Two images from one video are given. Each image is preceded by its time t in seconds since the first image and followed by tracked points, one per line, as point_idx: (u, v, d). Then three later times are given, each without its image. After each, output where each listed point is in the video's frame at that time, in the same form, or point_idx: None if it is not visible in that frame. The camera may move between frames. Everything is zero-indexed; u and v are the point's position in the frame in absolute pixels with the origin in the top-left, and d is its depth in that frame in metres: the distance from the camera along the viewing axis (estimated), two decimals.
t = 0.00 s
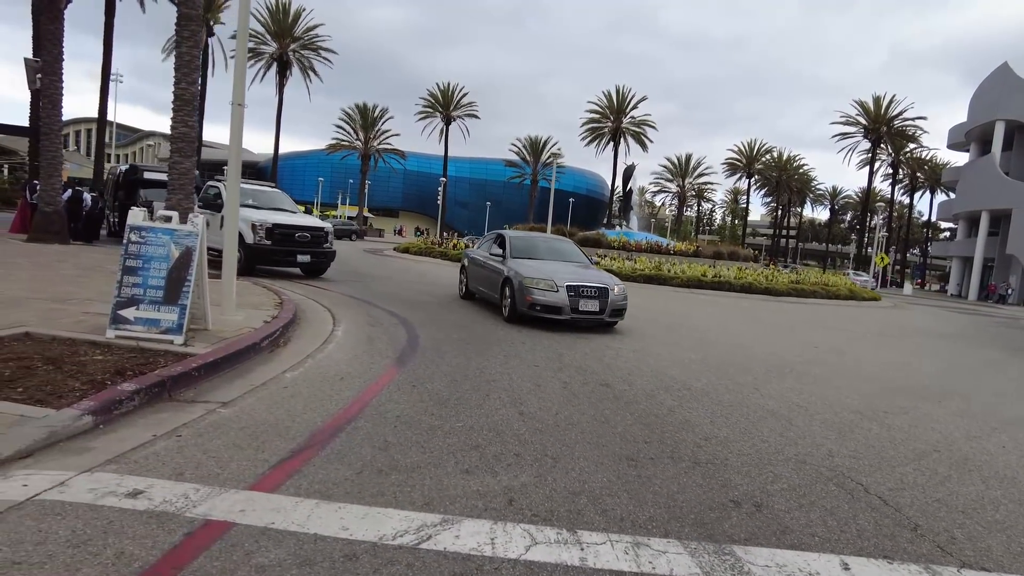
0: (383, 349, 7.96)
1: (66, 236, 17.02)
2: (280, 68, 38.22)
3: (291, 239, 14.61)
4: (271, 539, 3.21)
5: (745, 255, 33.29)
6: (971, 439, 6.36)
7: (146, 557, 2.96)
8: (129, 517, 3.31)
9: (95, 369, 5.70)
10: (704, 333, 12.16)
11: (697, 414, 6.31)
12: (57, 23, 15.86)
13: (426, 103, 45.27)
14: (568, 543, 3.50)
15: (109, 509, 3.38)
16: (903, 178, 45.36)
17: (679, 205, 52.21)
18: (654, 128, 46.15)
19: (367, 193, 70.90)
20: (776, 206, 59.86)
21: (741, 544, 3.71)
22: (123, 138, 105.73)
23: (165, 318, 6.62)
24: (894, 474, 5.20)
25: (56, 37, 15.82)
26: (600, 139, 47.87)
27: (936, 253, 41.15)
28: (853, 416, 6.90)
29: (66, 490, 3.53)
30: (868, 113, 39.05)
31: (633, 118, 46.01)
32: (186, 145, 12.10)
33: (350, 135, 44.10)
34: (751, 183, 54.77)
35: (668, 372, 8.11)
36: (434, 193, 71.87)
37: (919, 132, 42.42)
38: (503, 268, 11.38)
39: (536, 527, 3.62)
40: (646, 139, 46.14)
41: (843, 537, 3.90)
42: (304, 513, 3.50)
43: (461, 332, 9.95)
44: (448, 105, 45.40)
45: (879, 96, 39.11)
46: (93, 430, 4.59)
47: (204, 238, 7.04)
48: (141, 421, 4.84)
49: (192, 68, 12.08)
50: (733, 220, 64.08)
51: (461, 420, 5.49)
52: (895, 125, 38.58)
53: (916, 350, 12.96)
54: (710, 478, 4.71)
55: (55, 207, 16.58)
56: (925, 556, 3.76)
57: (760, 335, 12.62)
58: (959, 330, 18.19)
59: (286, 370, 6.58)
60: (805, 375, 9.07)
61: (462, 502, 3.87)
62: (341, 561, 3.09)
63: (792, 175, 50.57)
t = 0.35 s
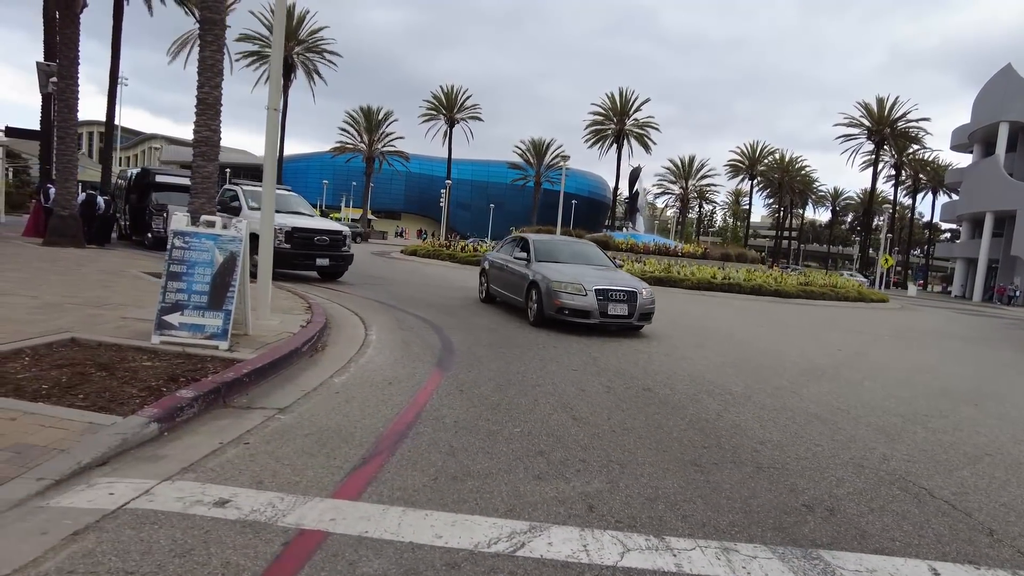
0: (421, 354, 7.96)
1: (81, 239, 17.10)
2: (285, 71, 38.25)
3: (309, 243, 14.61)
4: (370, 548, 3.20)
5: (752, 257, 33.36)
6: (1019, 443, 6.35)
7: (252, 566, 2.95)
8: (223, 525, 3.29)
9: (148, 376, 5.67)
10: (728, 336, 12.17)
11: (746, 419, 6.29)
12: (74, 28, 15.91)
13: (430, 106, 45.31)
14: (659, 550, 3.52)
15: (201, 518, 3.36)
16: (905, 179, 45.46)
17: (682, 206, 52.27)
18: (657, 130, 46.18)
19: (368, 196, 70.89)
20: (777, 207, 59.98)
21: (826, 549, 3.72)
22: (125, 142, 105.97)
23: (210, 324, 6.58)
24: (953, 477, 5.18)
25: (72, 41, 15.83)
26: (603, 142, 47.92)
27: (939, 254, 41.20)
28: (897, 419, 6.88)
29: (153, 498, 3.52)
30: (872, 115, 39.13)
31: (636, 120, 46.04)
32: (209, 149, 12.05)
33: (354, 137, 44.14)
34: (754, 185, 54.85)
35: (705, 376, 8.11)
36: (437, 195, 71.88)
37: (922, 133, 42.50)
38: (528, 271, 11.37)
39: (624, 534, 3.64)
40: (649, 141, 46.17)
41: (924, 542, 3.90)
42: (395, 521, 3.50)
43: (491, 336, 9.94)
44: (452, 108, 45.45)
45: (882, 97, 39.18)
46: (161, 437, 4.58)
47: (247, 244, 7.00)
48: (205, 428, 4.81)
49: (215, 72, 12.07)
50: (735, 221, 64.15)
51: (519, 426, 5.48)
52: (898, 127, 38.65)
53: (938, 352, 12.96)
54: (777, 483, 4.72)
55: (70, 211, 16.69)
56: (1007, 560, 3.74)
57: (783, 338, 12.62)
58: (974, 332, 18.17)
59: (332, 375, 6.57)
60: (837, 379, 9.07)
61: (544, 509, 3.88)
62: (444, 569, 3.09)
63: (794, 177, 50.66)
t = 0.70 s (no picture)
0: (463, 356, 7.88)
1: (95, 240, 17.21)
2: (289, 69, 38.13)
3: (329, 243, 14.55)
4: (478, 561, 3.13)
5: (759, 257, 33.34)
6: None
7: None
8: (325, 537, 3.21)
9: (203, 380, 5.59)
10: (755, 337, 12.11)
11: (802, 424, 6.22)
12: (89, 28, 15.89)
13: (434, 104, 45.22)
14: (761, 558, 3.49)
15: (299, 529, 3.28)
16: (909, 178, 45.50)
17: (685, 206, 52.25)
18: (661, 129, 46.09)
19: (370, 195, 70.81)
20: (780, 206, 60.02)
21: (924, 556, 3.67)
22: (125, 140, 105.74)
23: (257, 327, 6.50)
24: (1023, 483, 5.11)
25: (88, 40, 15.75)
26: (607, 140, 47.86)
27: (943, 254, 41.24)
28: (948, 422, 6.81)
29: (245, 509, 3.44)
30: (876, 114, 39.13)
31: (640, 119, 45.96)
32: (232, 149, 11.89)
33: (358, 136, 44.09)
34: (757, 184, 54.86)
35: (747, 379, 8.04)
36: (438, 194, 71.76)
37: (926, 132, 42.52)
38: (556, 272, 11.28)
39: (722, 543, 3.62)
40: (653, 140, 46.10)
41: (1019, 550, 3.84)
42: (494, 532, 3.45)
43: (523, 337, 9.88)
44: (456, 107, 45.37)
45: (887, 96, 39.15)
46: (230, 444, 4.50)
47: (292, 245, 6.89)
48: (272, 434, 4.74)
49: (239, 71, 11.94)
50: (737, 220, 64.17)
51: (582, 430, 5.42)
52: (903, 126, 38.63)
53: (963, 352, 12.90)
54: (853, 488, 4.66)
55: (85, 212, 16.79)
56: None
57: (810, 339, 12.55)
58: (991, 332, 18.12)
59: (382, 378, 6.50)
60: (875, 380, 9.00)
61: (635, 518, 3.84)
62: None
63: (797, 176, 50.69)
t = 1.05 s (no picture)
0: (506, 366, 7.88)
1: (115, 247, 17.30)
2: (298, 76, 38.22)
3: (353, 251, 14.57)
4: None
5: (768, 262, 33.36)
6: None
7: None
8: (431, 556, 3.23)
9: (264, 393, 5.58)
10: (782, 345, 12.09)
11: (855, 436, 6.21)
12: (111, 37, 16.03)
13: (441, 110, 45.32)
14: (857, 573, 3.49)
15: (404, 547, 3.29)
16: (914, 183, 45.57)
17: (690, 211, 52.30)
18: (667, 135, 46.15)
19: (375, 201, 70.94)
20: (784, 211, 60.11)
21: (1016, 571, 3.66)
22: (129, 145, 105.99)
23: (309, 338, 6.52)
24: None
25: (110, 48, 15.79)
26: (613, 145, 47.93)
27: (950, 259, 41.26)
28: (996, 434, 6.80)
29: (344, 527, 3.44)
30: (883, 120, 39.21)
31: (647, 125, 46.04)
32: (261, 158, 11.91)
33: (365, 141, 44.18)
34: (762, 189, 54.92)
35: (787, 390, 8.03)
36: (443, 200, 71.82)
37: (932, 138, 42.59)
38: (584, 280, 11.19)
39: (816, 558, 3.62)
40: (659, 145, 46.17)
41: None
42: (593, 549, 3.47)
43: (556, 346, 9.87)
44: (463, 113, 45.46)
45: (893, 102, 39.23)
46: (305, 459, 4.49)
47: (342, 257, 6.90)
48: (343, 449, 4.74)
49: (267, 80, 11.95)
50: (741, 225, 64.22)
51: (645, 443, 5.43)
52: (910, 131, 38.71)
53: (987, 360, 12.90)
54: (925, 501, 4.66)
55: (105, 220, 16.90)
56: None
57: (836, 346, 12.52)
58: (1009, 339, 18.11)
59: (434, 390, 6.50)
60: (910, 389, 9.00)
61: (722, 534, 3.86)
62: None
63: (802, 182, 50.78)
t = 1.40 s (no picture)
0: (547, 375, 7.86)
1: (133, 256, 17.40)
2: (306, 83, 38.35)
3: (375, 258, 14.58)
4: None
5: (777, 267, 33.34)
6: None
7: None
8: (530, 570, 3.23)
9: (320, 405, 5.57)
10: (809, 351, 12.04)
11: (906, 444, 6.18)
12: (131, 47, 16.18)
13: (447, 117, 45.44)
14: None
15: (500, 562, 3.30)
16: (920, 187, 45.56)
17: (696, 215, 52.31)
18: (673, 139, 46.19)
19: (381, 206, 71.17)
20: (789, 215, 60.12)
21: None
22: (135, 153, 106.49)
23: (358, 348, 6.55)
24: None
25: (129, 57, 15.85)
26: (619, 151, 47.98)
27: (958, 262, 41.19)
28: None
29: (436, 541, 3.44)
30: (889, 123, 39.23)
31: (652, 130, 46.10)
32: (287, 167, 11.93)
33: (372, 148, 44.30)
34: (766, 194, 54.94)
35: (826, 397, 8.01)
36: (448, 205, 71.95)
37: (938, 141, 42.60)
38: (611, 287, 11.09)
39: (905, 569, 3.59)
40: (665, 150, 46.21)
41: None
42: (686, 562, 3.47)
43: (588, 353, 9.86)
44: (469, 119, 45.57)
45: (899, 106, 39.26)
46: (376, 471, 4.47)
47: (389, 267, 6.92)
48: (410, 461, 4.73)
49: (293, 89, 11.97)
50: (746, 229, 64.20)
51: (705, 454, 5.42)
52: (916, 134, 38.73)
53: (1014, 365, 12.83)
54: (995, 510, 4.62)
55: (123, 228, 17.01)
56: None
57: (862, 352, 12.46)
58: None
59: (483, 400, 6.48)
60: (946, 395, 8.96)
61: (806, 545, 3.84)
62: None
63: (807, 186, 50.82)
